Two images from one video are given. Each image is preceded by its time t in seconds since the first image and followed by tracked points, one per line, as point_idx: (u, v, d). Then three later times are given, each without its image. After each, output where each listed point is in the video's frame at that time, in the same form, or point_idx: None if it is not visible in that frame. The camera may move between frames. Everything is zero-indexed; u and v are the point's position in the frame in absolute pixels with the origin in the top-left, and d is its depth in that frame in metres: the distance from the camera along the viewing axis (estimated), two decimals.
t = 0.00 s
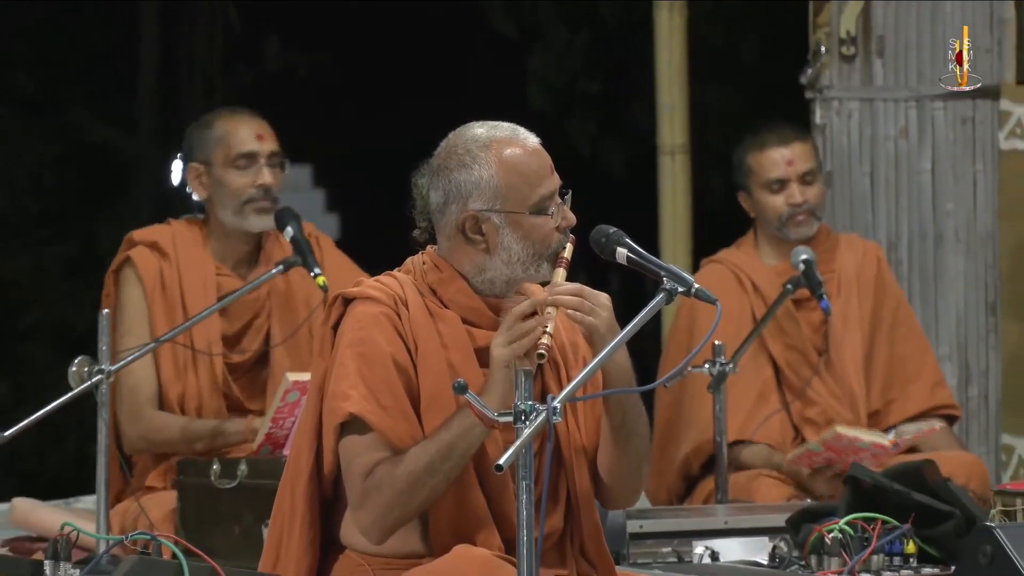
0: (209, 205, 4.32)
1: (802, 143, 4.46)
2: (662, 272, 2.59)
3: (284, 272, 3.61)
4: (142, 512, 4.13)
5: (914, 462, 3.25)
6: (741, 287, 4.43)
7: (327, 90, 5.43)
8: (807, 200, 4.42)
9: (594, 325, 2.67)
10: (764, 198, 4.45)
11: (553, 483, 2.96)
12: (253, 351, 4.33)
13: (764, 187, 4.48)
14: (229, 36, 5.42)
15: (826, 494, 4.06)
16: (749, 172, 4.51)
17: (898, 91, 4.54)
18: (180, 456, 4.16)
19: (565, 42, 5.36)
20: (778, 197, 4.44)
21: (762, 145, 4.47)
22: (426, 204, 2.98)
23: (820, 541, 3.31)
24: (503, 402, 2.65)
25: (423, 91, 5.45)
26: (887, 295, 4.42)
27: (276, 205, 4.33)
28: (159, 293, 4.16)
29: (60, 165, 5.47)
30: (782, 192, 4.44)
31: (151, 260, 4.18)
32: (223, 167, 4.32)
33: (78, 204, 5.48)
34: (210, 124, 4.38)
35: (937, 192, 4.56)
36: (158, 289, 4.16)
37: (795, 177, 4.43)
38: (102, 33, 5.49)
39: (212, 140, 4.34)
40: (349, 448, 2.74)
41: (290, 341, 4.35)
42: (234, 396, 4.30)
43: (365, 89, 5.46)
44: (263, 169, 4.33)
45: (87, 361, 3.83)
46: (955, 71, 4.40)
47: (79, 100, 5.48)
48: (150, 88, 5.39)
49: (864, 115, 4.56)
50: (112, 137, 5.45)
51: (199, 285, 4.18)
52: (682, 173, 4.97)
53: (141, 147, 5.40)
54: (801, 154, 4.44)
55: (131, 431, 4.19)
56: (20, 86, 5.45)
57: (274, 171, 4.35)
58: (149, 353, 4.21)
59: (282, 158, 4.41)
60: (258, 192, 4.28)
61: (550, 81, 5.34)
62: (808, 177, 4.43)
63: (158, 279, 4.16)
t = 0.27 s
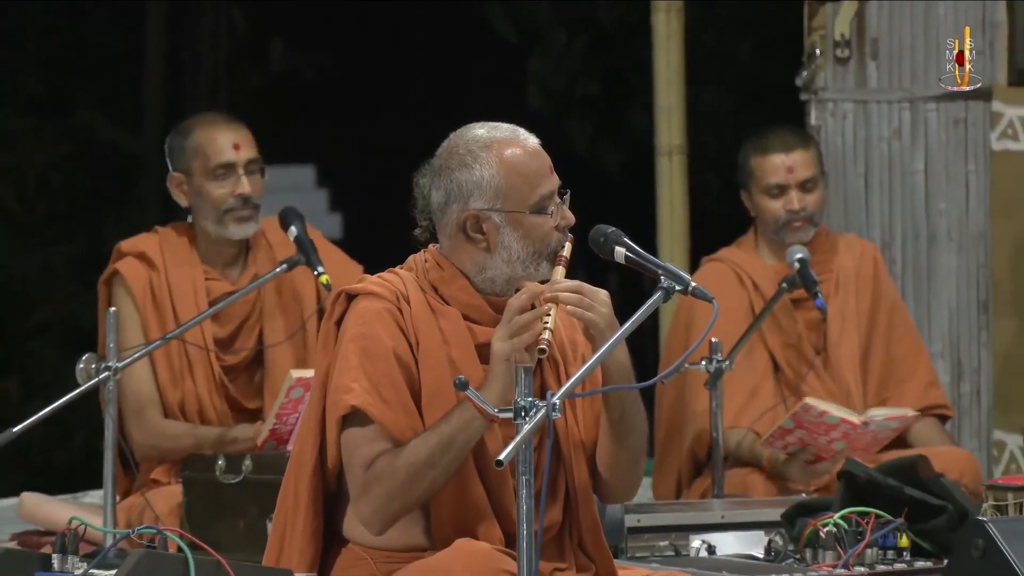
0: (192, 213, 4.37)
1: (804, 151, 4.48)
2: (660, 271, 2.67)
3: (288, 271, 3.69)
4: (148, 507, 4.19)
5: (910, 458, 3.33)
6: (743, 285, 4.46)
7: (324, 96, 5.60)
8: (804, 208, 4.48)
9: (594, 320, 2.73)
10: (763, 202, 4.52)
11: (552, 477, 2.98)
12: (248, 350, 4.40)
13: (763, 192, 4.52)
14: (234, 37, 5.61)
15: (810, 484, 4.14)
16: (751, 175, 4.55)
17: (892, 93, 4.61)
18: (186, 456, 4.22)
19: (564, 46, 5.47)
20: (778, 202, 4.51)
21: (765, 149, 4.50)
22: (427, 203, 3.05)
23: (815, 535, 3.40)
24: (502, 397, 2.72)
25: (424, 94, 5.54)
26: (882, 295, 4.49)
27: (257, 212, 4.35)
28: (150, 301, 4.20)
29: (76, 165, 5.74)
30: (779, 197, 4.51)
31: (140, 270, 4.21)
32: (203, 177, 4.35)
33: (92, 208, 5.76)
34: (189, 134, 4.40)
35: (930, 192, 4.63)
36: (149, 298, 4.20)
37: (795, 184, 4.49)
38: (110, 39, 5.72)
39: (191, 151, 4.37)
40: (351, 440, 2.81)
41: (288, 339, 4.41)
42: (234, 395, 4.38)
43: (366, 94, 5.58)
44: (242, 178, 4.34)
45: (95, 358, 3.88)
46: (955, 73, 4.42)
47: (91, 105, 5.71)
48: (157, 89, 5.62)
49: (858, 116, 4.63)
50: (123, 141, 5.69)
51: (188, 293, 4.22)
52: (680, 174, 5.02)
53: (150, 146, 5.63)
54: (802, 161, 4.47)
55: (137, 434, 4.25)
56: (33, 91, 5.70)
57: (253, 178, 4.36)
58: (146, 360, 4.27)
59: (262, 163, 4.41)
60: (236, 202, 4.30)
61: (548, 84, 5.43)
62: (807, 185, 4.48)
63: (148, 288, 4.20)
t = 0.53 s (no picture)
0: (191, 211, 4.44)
1: (806, 152, 4.51)
2: (658, 268, 2.73)
3: (291, 268, 3.75)
4: (154, 501, 4.24)
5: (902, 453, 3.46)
6: (742, 283, 4.49)
7: (323, 97, 5.77)
8: (803, 208, 4.49)
9: (594, 315, 2.79)
10: (763, 202, 4.55)
11: (552, 470, 3.03)
12: (249, 346, 4.46)
13: (764, 191, 4.56)
14: (240, 40, 5.77)
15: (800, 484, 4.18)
16: (752, 175, 4.57)
17: (887, 93, 4.67)
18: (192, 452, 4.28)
19: (563, 46, 5.61)
20: (778, 202, 4.53)
21: (766, 149, 4.52)
22: (428, 202, 3.09)
23: (810, 530, 3.43)
24: (503, 392, 2.75)
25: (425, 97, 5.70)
26: (878, 295, 4.54)
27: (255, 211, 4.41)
28: (152, 301, 4.24)
29: (81, 161, 5.86)
30: (779, 198, 4.53)
31: (141, 271, 4.26)
32: (201, 175, 4.41)
33: (97, 205, 5.89)
34: (190, 132, 4.46)
35: (924, 191, 4.69)
36: (151, 297, 4.24)
37: (794, 185, 4.52)
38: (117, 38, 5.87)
39: (191, 149, 4.43)
40: (352, 432, 2.85)
41: (290, 334, 4.47)
42: (236, 391, 4.43)
43: (366, 94, 5.75)
44: (240, 177, 4.40)
45: (101, 354, 3.94)
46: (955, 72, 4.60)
47: (98, 105, 5.85)
48: (162, 91, 5.77)
49: (853, 115, 4.69)
50: (130, 140, 5.84)
51: (189, 292, 4.27)
52: (677, 173, 5.08)
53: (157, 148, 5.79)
54: (802, 162, 4.51)
55: (142, 431, 4.31)
56: (43, 90, 5.83)
57: (251, 178, 4.42)
58: (148, 358, 4.33)
59: (261, 163, 4.47)
60: (233, 201, 4.36)
61: (548, 83, 5.59)
62: (806, 187, 4.51)
63: (150, 288, 4.25)
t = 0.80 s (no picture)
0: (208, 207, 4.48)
1: (806, 153, 4.53)
2: (655, 266, 2.76)
3: (295, 266, 3.83)
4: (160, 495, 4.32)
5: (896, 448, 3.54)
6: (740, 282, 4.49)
7: (323, 97, 5.90)
8: (800, 208, 4.50)
9: (593, 314, 2.78)
10: (761, 201, 4.55)
11: (551, 465, 3.04)
12: (259, 343, 4.55)
13: (763, 191, 4.55)
14: (245, 42, 5.94)
15: (795, 479, 4.23)
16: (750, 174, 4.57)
17: (881, 94, 4.74)
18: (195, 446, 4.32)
19: (563, 47, 5.84)
20: (775, 201, 4.52)
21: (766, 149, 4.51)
22: (430, 201, 3.10)
23: (806, 523, 3.49)
24: (501, 387, 2.80)
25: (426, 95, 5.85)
26: (873, 295, 4.57)
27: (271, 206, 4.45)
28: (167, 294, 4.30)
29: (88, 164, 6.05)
30: (777, 197, 4.51)
31: (157, 264, 4.30)
32: (218, 172, 4.46)
33: (103, 206, 6.08)
34: (208, 132, 4.53)
35: (917, 189, 4.76)
36: (165, 290, 4.28)
37: (794, 186, 4.51)
38: (122, 41, 6.05)
39: (208, 148, 4.49)
40: (354, 427, 2.84)
41: (298, 331, 4.55)
42: (243, 386, 4.50)
43: (367, 96, 5.89)
44: (256, 172, 4.45)
45: (108, 351, 4.01)
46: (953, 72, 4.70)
47: (104, 107, 6.03)
48: (169, 93, 5.93)
49: (848, 116, 4.75)
50: (135, 140, 6.03)
51: (204, 285, 4.32)
52: (674, 173, 5.15)
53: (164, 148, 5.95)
54: (802, 163, 4.51)
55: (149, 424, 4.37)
56: (49, 91, 6.00)
57: (266, 172, 4.47)
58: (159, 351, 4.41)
59: (276, 160, 4.53)
60: (249, 195, 4.40)
61: (547, 83, 5.81)
62: (805, 186, 4.51)
63: (165, 281, 4.30)
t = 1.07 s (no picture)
0: (230, 201, 4.52)
1: (804, 154, 4.56)
2: (653, 265, 2.81)
3: (300, 265, 3.91)
4: (167, 490, 4.41)
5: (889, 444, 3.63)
6: (737, 281, 4.53)
7: (325, 97, 6.05)
8: (797, 209, 4.54)
9: (594, 309, 2.88)
10: (758, 202, 4.57)
11: (550, 460, 3.11)
12: (279, 337, 4.62)
13: (760, 191, 4.58)
14: (249, 44, 6.04)
15: (791, 475, 4.29)
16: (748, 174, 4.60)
17: (874, 96, 4.82)
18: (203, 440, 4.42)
19: (562, 50, 5.90)
20: (772, 202, 4.55)
21: (764, 150, 4.55)
22: (430, 201, 3.16)
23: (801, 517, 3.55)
24: (502, 383, 2.83)
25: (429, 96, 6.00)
26: (868, 293, 4.61)
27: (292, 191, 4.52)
28: (189, 287, 4.33)
29: (96, 165, 6.16)
30: (773, 198, 4.55)
31: (184, 257, 4.35)
32: (235, 163, 4.52)
33: (111, 205, 6.18)
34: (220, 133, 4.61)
35: (910, 189, 4.82)
36: (190, 282, 4.33)
37: (790, 187, 4.54)
38: (130, 44, 6.17)
39: (222, 144, 4.57)
40: (358, 423, 2.90)
41: (313, 327, 4.64)
42: (257, 380, 4.58)
43: (369, 97, 6.03)
44: (273, 155, 4.52)
45: (115, 348, 4.10)
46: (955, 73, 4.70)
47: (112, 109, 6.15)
48: (174, 94, 6.02)
49: (842, 117, 4.85)
50: (140, 140, 6.13)
51: (231, 278, 4.37)
52: (671, 173, 5.23)
53: (169, 149, 6.06)
54: (799, 163, 4.55)
55: (161, 415, 4.47)
56: (57, 92, 6.10)
57: (282, 156, 4.54)
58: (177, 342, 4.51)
59: (289, 144, 4.60)
60: (270, 177, 4.47)
61: (548, 85, 5.87)
62: (802, 188, 4.54)
63: (190, 274, 4.33)
